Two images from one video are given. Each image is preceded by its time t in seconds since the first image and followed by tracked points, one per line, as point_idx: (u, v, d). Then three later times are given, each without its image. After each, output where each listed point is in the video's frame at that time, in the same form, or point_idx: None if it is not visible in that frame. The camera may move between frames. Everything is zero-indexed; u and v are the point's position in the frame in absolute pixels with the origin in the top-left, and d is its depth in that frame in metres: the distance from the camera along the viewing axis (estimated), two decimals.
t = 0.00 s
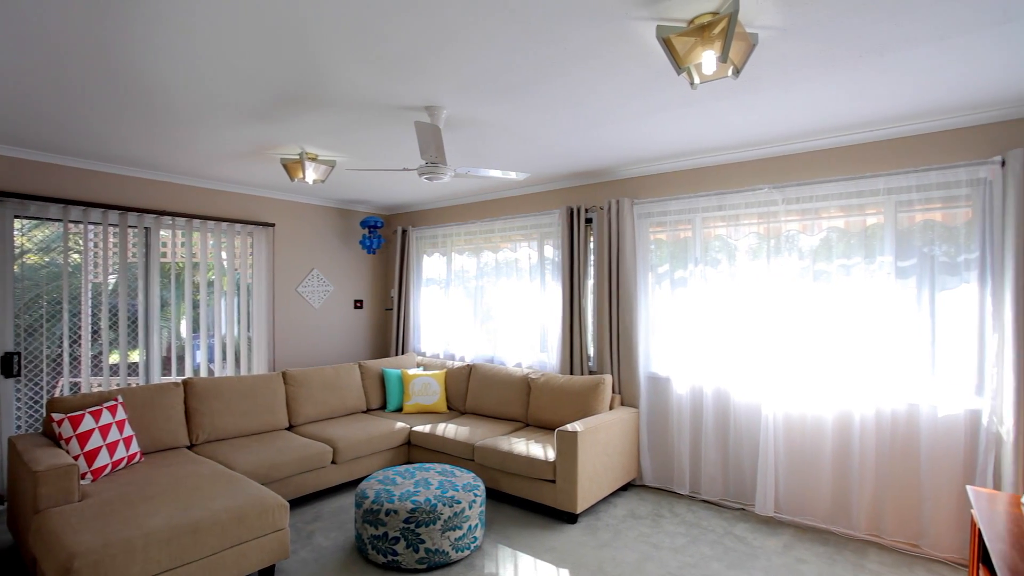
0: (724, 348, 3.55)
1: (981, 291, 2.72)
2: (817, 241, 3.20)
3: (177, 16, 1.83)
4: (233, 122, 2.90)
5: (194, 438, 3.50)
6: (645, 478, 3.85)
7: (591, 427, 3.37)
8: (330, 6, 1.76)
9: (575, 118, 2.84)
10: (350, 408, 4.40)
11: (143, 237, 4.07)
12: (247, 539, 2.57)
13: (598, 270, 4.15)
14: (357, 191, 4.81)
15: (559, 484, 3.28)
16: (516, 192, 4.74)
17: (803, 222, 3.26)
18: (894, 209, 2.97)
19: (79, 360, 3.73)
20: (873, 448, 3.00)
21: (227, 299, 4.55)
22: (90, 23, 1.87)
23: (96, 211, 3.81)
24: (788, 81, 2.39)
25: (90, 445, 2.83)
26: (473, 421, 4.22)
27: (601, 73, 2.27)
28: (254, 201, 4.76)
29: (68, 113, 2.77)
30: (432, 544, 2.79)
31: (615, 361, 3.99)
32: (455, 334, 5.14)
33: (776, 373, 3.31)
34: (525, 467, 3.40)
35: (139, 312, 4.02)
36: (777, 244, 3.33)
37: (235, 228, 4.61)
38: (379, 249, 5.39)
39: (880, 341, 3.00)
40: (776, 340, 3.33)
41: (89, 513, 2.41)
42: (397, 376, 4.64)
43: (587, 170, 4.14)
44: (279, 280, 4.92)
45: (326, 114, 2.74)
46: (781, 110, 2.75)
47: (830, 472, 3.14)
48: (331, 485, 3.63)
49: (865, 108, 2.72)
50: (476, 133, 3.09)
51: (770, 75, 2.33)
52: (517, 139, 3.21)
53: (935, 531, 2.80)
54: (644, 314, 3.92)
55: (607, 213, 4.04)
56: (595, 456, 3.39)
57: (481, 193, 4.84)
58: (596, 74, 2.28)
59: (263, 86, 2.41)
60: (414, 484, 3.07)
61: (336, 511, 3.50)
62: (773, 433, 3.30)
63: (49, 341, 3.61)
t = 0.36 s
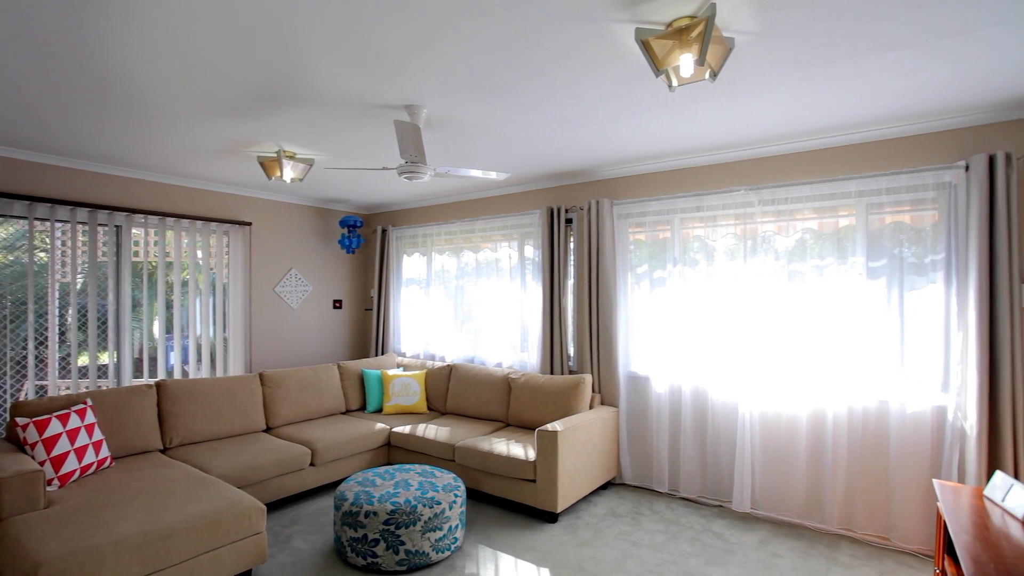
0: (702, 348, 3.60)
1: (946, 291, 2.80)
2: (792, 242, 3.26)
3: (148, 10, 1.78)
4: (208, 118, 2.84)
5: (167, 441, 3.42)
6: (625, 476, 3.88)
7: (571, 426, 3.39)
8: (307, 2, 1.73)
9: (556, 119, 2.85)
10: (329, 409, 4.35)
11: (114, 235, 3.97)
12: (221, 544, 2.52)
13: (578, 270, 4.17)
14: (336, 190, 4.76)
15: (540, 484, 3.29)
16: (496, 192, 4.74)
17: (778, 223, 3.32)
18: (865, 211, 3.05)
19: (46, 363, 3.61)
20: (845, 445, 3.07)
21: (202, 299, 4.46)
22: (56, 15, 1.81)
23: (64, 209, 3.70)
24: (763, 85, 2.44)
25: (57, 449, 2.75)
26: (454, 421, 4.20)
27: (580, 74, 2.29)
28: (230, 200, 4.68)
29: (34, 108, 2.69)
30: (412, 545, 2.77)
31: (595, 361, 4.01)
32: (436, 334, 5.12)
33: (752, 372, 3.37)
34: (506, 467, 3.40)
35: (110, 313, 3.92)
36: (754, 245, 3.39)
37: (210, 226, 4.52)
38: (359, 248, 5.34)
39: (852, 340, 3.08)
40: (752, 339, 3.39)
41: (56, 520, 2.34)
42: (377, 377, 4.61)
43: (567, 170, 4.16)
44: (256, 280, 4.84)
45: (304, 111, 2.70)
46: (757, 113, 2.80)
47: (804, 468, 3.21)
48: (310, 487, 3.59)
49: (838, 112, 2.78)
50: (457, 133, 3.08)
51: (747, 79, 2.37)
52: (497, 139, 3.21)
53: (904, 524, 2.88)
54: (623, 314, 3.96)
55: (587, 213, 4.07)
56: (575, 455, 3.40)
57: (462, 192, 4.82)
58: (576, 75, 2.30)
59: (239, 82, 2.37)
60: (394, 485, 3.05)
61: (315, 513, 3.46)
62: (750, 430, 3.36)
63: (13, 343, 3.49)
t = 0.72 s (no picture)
0: (682, 347, 3.64)
1: (916, 291, 2.89)
2: (770, 243, 3.32)
3: (120, 3, 1.74)
4: (183, 115, 2.78)
5: (141, 445, 3.35)
6: (606, 475, 3.90)
7: (552, 426, 3.40)
8: None
9: (538, 119, 2.85)
10: (308, 410, 4.30)
11: (85, 233, 3.87)
12: (197, 549, 2.48)
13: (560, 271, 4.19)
14: (316, 189, 4.70)
15: (521, 483, 3.30)
16: (478, 192, 4.73)
17: (756, 225, 3.37)
18: (840, 212, 3.12)
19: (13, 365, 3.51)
20: (820, 441, 3.14)
21: (177, 299, 4.38)
22: (22, 7, 1.76)
23: (32, 206, 3.60)
24: (741, 88, 2.48)
25: (23, 455, 2.65)
26: (435, 421, 4.19)
27: (561, 75, 2.30)
28: (206, 198, 4.59)
29: None
30: (393, 547, 2.75)
31: (577, 360, 4.03)
32: (417, 335, 5.09)
33: (730, 371, 3.42)
34: (487, 467, 3.39)
35: (80, 312, 3.81)
36: (733, 245, 3.44)
37: (186, 225, 4.44)
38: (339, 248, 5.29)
39: (826, 339, 3.14)
40: (731, 338, 3.44)
41: (23, 527, 2.27)
42: (357, 378, 4.56)
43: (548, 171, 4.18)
44: (234, 280, 4.76)
45: (282, 109, 2.67)
46: (735, 116, 2.84)
47: (780, 465, 3.27)
48: (288, 489, 3.54)
49: (812, 116, 2.84)
50: (438, 132, 3.07)
51: (725, 82, 2.40)
52: (479, 139, 3.21)
53: (877, 518, 2.95)
54: (604, 313, 3.99)
55: (568, 214, 4.09)
56: (557, 454, 3.42)
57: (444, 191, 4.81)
58: (557, 76, 2.30)
59: (215, 79, 2.33)
60: (374, 487, 3.03)
61: (294, 517, 3.41)
62: (728, 428, 3.41)
63: None
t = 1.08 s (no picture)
0: (662, 346, 3.68)
1: (887, 290, 2.97)
2: (748, 244, 3.37)
3: None
4: (158, 111, 2.73)
5: (114, 449, 3.27)
6: (587, 474, 3.93)
7: (534, 425, 3.41)
8: None
9: (520, 119, 2.86)
10: (287, 412, 4.24)
11: (55, 232, 3.77)
12: (172, 555, 2.43)
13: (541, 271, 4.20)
14: (295, 188, 4.64)
15: (503, 483, 3.30)
16: (459, 191, 4.72)
17: (735, 226, 3.42)
18: (815, 214, 3.18)
19: None
20: (796, 439, 3.20)
21: (152, 300, 4.29)
22: None
23: None
24: (719, 91, 2.51)
25: None
26: (417, 422, 4.17)
27: (543, 76, 2.31)
28: (182, 196, 4.50)
29: None
30: (374, 549, 2.73)
31: (558, 360, 4.05)
32: (399, 335, 5.06)
33: (709, 369, 3.46)
34: (469, 467, 3.39)
35: (48, 313, 3.71)
36: (712, 246, 3.48)
37: (161, 224, 4.34)
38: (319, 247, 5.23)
39: (802, 339, 3.21)
40: (710, 338, 3.48)
41: None
42: (338, 378, 4.52)
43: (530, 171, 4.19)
44: (211, 280, 4.68)
45: (261, 106, 2.63)
46: (714, 118, 2.88)
47: (758, 462, 3.32)
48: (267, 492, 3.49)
49: (788, 119, 2.90)
50: (420, 131, 3.05)
51: (703, 85, 2.44)
52: (461, 139, 3.20)
53: (851, 513, 3.02)
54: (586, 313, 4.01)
55: (550, 214, 4.10)
56: (538, 454, 3.43)
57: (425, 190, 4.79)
58: (539, 76, 2.31)
59: (191, 75, 2.28)
60: (355, 488, 3.00)
61: (272, 520, 3.37)
62: (708, 427, 3.45)
63: None
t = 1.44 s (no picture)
0: (644, 345, 3.71)
1: (863, 290, 3.03)
2: (729, 244, 3.42)
3: None
4: (133, 107, 2.67)
5: (87, 453, 3.19)
6: (570, 473, 3.94)
7: (517, 425, 3.41)
8: None
9: (503, 119, 2.86)
10: (268, 414, 4.18)
11: (25, 230, 3.66)
12: (148, 560, 2.38)
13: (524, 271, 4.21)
14: (276, 187, 4.59)
15: (486, 483, 3.29)
16: (443, 191, 4.70)
17: (716, 226, 3.47)
18: (794, 215, 3.23)
19: None
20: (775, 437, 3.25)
21: (128, 300, 4.20)
22: None
23: None
24: (700, 93, 2.54)
25: None
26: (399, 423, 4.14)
27: (525, 76, 2.31)
28: (159, 194, 4.41)
29: None
30: (356, 551, 2.71)
31: (541, 360, 4.06)
32: (381, 335, 5.03)
33: (690, 369, 3.50)
34: (452, 468, 3.38)
35: (18, 314, 3.61)
36: (693, 247, 3.52)
37: (137, 223, 4.25)
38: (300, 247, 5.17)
39: (780, 338, 3.26)
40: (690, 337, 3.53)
41: None
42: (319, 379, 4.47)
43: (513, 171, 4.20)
44: (189, 279, 4.59)
45: (240, 103, 2.59)
46: (695, 120, 2.92)
47: (738, 460, 3.37)
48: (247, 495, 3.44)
49: (767, 122, 2.94)
50: (402, 131, 3.04)
51: (684, 87, 2.46)
52: (444, 138, 3.19)
53: (828, 509, 3.08)
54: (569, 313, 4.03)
55: (533, 214, 4.11)
56: (521, 454, 3.43)
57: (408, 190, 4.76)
58: (522, 76, 2.31)
59: (167, 70, 2.24)
60: (337, 490, 2.97)
61: (252, 523, 3.32)
62: (689, 426, 3.49)
63: None
